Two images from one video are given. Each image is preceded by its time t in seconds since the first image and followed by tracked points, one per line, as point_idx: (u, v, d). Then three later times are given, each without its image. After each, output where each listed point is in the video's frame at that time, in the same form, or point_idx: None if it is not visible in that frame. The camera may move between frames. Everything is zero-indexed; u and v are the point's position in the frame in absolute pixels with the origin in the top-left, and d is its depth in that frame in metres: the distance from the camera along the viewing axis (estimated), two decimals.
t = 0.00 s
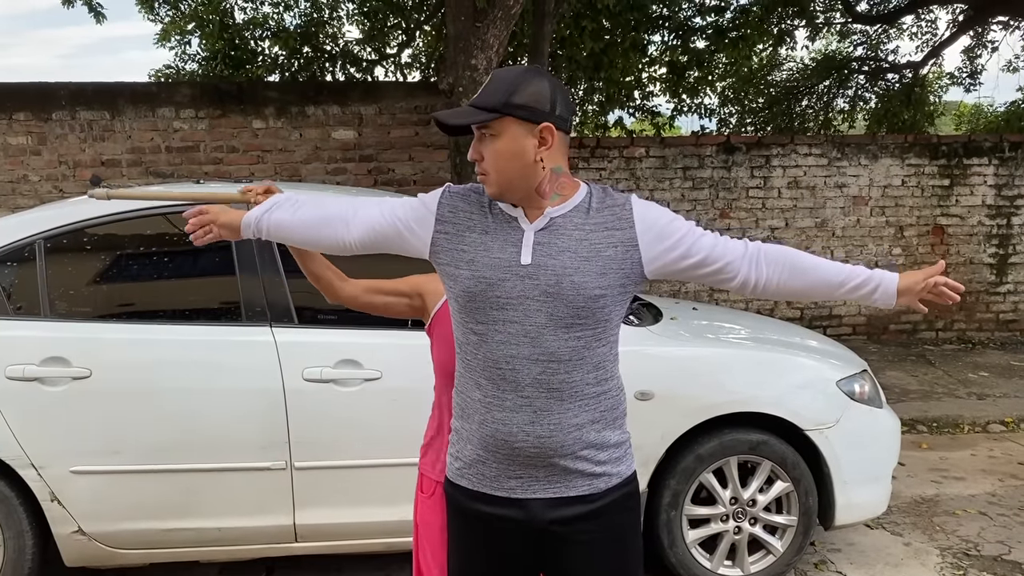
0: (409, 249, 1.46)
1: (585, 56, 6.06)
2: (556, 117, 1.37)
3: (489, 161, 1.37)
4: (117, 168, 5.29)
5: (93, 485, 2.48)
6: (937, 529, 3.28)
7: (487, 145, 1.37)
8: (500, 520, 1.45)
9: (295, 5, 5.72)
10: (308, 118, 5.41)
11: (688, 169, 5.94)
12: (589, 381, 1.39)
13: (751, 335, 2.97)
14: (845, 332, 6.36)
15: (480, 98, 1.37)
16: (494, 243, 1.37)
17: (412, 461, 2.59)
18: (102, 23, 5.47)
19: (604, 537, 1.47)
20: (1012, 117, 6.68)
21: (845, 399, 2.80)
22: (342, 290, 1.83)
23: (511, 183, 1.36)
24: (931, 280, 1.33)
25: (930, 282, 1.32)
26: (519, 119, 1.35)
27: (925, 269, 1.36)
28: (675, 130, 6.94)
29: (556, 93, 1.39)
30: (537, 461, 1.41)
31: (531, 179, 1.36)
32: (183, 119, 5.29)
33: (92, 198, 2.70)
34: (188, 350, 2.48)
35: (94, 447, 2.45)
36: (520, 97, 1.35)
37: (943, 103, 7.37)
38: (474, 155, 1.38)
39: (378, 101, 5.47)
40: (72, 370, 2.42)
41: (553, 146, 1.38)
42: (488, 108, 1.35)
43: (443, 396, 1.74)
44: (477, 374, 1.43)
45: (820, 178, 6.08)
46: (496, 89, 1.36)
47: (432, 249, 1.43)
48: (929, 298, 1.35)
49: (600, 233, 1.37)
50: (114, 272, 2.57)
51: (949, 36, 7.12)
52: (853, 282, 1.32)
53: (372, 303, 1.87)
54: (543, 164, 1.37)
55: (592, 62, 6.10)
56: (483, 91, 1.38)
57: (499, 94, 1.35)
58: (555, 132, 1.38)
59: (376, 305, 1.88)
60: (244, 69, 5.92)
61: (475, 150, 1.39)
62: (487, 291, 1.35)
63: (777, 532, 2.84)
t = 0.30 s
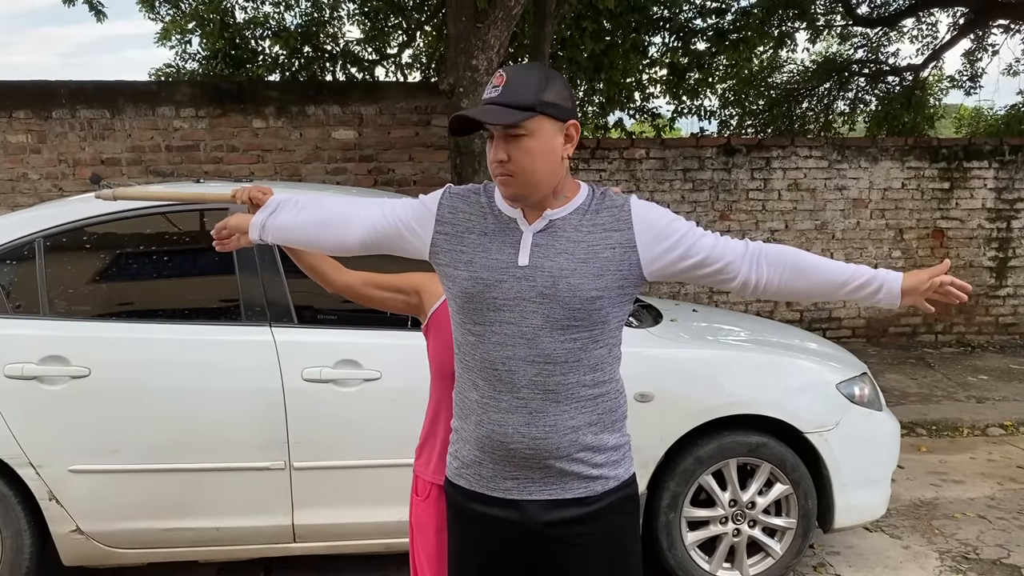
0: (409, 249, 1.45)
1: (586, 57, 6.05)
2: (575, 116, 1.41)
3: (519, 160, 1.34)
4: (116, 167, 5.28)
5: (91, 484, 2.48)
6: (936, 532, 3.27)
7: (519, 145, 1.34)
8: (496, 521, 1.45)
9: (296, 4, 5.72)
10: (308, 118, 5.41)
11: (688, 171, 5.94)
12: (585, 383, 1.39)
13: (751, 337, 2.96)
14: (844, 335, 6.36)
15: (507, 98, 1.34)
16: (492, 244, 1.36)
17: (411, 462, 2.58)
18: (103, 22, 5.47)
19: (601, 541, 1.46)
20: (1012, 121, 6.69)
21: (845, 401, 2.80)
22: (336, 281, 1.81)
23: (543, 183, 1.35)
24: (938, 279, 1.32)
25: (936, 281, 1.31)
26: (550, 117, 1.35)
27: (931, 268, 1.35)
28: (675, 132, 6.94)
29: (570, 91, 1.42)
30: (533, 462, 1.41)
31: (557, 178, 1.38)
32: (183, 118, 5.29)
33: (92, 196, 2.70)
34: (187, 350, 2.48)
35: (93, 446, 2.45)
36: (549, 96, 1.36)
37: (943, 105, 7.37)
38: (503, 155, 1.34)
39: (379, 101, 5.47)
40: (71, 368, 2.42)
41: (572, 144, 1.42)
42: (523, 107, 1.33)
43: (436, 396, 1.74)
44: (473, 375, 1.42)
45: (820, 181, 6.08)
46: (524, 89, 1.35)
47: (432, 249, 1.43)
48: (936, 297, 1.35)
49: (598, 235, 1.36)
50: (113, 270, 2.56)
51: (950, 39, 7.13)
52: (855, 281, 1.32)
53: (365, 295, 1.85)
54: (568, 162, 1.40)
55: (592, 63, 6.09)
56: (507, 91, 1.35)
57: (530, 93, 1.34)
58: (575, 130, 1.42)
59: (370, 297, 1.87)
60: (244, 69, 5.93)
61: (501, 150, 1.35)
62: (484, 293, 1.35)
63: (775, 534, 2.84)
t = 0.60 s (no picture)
0: (409, 250, 1.46)
1: (586, 57, 6.04)
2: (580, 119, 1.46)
3: (549, 164, 1.36)
4: (116, 165, 5.28)
5: (91, 482, 2.48)
6: (935, 534, 3.27)
7: (548, 148, 1.35)
8: (495, 521, 1.45)
9: (296, 3, 5.71)
10: (309, 117, 5.41)
11: (688, 172, 5.94)
12: (585, 382, 1.39)
13: (750, 338, 2.96)
14: (844, 336, 6.36)
15: (537, 100, 1.35)
16: (490, 244, 1.36)
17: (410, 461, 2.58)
18: (104, 20, 5.46)
19: (599, 540, 1.46)
20: (1012, 123, 6.69)
21: (845, 402, 2.80)
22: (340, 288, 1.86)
23: (564, 186, 1.39)
24: (939, 266, 1.32)
25: (937, 269, 1.31)
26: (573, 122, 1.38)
27: (932, 254, 1.35)
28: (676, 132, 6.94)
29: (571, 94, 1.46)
30: (533, 462, 1.40)
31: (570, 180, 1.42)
32: (183, 116, 5.29)
33: (92, 193, 2.70)
34: (187, 348, 2.48)
35: (93, 444, 2.45)
36: (570, 100, 1.39)
37: (943, 107, 7.37)
38: (532, 158, 1.34)
39: (379, 100, 5.46)
40: (71, 366, 2.42)
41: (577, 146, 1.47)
42: (554, 112, 1.35)
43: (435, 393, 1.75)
44: (473, 375, 1.42)
45: (820, 182, 6.08)
46: (549, 93, 1.37)
47: (432, 251, 1.43)
48: (939, 284, 1.34)
49: (597, 235, 1.36)
50: (113, 268, 2.56)
51: (950, 41, 7.13)
52: (855, 272, 1.32)
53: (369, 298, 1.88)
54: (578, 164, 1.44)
55: (593, 63, 6.09)
56: (533, 92, 1.36)
57: (558, 96, 1.36)
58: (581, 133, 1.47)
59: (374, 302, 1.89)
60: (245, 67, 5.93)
61: (531, 152, 1.35)
62: (483, 293, 1.35)
63: (774, 535, 2.84)
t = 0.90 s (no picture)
0: (414, 251, 1.46)
1: (587, 57, 6.04)
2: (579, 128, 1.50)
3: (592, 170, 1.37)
4: (117, 163, 5.28)
5: (91, 479, 2.48)
6: (934, 534, 3.28)
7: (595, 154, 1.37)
8: (496, 521, 1.45)
9: (297, 2, 5.71)
10: (310, 115, 5.41)
11: (689, 172, 5.94)
12: (584, 384, 1.39)
13: (750, 338, 2.97)
14: (844, 336, 6.36)
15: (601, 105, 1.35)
16: (490, 246, 1.36)
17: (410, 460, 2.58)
18: (105, 18, 5.46)
19: (600, 540, 1.46)
20: (1013, 124, 6.69)
21: (845, 403, 2.80)
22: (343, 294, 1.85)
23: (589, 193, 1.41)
24: (936, 279, 1.33)
25: (934, 281, 1.32)
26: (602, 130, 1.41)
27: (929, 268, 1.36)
28: (676, 132, 6.94)
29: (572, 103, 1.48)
30: (533, 464, 1.40)
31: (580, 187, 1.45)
32: (184, 115, 5.29)
33: (92, 191, 2.70)
34: (187, 347, 2.48)
35: (93, 442, 2.45)
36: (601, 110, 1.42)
37: (944, 108, 7.37)
38: (590, 163, 1.33)
39: (380, 99, 5.46)
40: (70, 364, 2.42)
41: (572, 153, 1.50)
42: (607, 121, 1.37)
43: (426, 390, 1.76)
44: (473, 377, 1.43)
45: (821, 182, 6.08)
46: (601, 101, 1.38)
47: (432, 251, 1.44)
48: (933, 295, 1.36)
49: (597, 237, 1.36)
50: (113, 266, 2.56)
51: (951, 42, 7.13)
52: (854, 280, 1.33)
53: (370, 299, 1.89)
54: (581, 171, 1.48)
55: (594, 63, 6.08)
56: (594, 97, 1.35)
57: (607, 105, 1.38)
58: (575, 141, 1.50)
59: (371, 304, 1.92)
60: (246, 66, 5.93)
61: (588, 156, 1.33)
62: (482, 295, 1.35)
63: (774, 535, 2.84)
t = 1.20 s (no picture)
0: (411, 253, 1.46)
1: (588, 55, 6.03)
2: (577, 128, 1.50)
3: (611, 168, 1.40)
4: (118, 161, 5.27)
5: (92, 477, 2.48)
6: (934, 534, 3.28)
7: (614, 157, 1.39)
8: (498, 520, 1.44)
9: None
10: (311, 114, 5.40)
11: (690, 171, 5.94)
12: (586, 381, 1.39)
13: (751, 337, 2.97)
14: (844, 336, 6.36)
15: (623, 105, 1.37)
16: (491, 245, 1.36)
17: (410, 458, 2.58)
18: (106, 15, 5.46)
19: (602, 539, 1.46)
20: (1014, 124, 6.69)
21: (846, 403, 2.80)
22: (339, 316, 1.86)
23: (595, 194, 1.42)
24: (935, 273, 1.32)
25: (932, 275, 1.31)
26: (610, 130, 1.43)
27: (928, 262, 1.35)
28: (677, 131, 6.94)
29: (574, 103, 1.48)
30: (536, 463, 1.40)
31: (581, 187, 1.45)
32: (185, 113, 5.29)
33: (93, 189, 2.70)
34: (187, 344, 2.48)
35: (93, 439, 2.45)
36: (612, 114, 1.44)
37: (945, 108, 7.37)
38: (614, 166, 1.35)
39: (381, 98, 5.46)
40: (71, 361, 2.42)
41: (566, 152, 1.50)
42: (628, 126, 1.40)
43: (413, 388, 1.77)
44: (474, 376, 1.42)
45: (822, 182, 6.08)
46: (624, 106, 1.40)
47: (429, 250, 1.44)
48: (933, 289, 1.34)
49: (597, 235, 1.37)
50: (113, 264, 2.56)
51: (952, 42, 7.12)
52: (853, 275, 1.33)
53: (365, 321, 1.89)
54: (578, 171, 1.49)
55: (595, 62, 6.07)
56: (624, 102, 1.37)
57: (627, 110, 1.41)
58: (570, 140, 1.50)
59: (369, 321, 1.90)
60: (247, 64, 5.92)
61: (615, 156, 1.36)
62: (483, 294, 1.35)
63: (774, 535, 2.84)
